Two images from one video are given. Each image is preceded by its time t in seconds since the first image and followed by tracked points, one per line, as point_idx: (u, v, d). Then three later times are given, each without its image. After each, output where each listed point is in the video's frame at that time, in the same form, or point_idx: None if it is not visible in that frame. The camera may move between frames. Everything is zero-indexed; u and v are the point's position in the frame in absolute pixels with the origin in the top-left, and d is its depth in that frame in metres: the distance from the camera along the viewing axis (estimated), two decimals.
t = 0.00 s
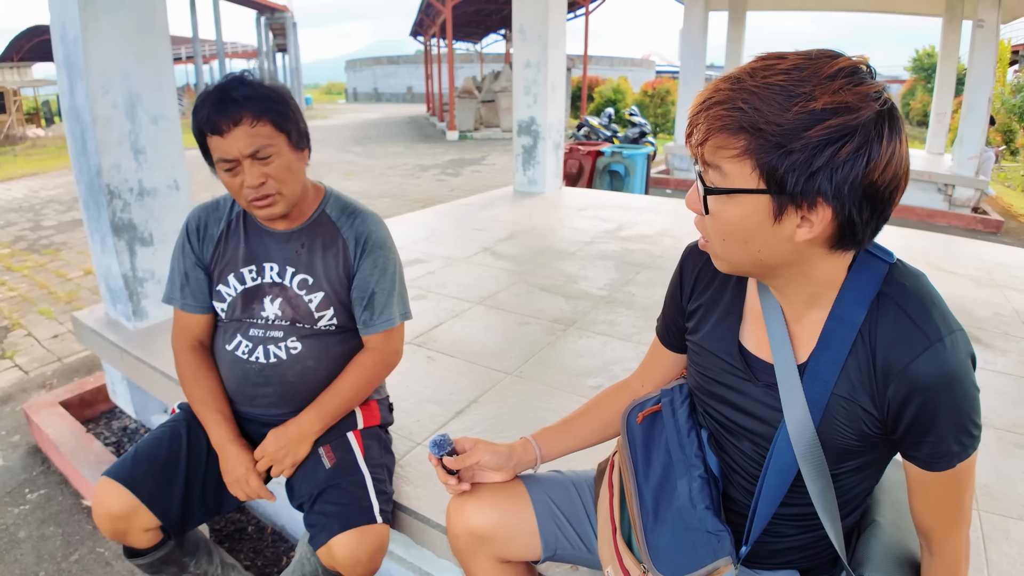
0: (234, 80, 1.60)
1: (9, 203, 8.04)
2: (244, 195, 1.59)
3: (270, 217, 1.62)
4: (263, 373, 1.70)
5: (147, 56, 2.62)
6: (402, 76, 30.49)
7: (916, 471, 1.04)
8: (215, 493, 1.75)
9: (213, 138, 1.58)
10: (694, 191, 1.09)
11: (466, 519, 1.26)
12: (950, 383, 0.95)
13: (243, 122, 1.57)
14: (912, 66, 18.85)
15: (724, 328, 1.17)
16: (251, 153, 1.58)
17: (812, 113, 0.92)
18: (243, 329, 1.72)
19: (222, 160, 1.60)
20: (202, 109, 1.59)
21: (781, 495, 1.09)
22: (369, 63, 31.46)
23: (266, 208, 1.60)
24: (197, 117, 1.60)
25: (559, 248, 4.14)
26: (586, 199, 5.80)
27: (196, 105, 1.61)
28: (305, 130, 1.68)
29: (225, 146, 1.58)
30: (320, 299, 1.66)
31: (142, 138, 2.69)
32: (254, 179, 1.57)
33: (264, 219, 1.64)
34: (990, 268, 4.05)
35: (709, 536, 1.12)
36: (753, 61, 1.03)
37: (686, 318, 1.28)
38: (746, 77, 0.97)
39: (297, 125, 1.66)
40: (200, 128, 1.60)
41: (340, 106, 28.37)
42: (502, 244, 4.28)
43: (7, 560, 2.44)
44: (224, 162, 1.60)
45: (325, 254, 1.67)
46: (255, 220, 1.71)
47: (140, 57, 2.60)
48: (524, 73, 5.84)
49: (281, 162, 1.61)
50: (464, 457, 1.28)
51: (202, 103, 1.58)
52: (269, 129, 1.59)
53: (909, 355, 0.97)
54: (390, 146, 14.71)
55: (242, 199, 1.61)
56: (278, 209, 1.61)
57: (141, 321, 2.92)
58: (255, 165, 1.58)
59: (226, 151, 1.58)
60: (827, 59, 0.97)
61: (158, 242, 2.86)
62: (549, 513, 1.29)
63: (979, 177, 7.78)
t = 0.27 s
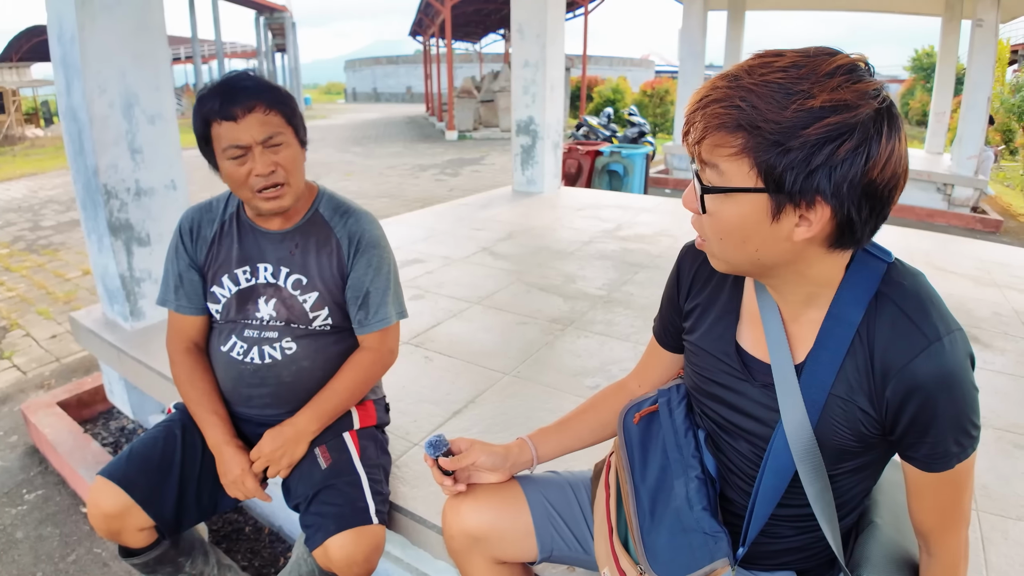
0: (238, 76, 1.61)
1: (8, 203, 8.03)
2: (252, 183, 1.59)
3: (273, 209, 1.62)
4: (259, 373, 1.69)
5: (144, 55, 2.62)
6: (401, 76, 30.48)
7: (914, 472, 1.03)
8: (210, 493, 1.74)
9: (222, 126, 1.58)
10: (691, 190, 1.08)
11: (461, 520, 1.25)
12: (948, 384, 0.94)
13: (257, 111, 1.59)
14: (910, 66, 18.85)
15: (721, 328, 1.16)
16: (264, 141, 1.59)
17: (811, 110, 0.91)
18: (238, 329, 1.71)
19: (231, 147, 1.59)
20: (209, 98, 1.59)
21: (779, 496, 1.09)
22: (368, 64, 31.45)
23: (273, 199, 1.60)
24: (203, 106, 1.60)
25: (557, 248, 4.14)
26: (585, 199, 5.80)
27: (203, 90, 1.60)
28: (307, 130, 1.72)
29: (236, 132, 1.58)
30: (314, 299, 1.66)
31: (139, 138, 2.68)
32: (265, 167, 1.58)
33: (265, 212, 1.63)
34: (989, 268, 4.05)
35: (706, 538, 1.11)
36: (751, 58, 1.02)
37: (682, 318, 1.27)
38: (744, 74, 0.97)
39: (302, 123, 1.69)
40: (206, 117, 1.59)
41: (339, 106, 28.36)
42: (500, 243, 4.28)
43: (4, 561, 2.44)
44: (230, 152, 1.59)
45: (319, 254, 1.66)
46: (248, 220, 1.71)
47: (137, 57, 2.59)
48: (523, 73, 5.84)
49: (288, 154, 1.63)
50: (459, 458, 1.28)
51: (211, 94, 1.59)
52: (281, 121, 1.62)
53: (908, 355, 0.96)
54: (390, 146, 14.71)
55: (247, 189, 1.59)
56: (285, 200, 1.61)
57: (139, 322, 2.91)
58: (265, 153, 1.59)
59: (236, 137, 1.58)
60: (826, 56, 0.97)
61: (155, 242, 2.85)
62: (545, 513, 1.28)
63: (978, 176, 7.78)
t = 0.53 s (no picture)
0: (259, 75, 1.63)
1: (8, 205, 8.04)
2: (276, 180, 1.60)
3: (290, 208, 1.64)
4: (255, 374, 1.70)
5: (143, 57, 2.63)
6: (401, 77, 30.53)
7: (905, 471, 1.04)
8: (207, 493, 1.75)
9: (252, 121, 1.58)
10: (681, 191, 1.09)
11: (455, 519, 1.26)
12: (938, 383, 0.95)
13: (288, 112, 1.62)
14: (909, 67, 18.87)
15: (713, 328, 1.17)
16: (294, 141, 1.63)
17: (800, 112, 0.92)
18: (233, 331, 1.72)
19: (260, 142, 1.58)
20: (238, 93, 1.58)
21: (770, 496, 1.10)
22: (368, 65, 31.49)
23: (291, 197, 1.63)
24: (231, 99, 1.58)
25: (554, 248, 4.15)
26: (583, 200, 5.81)
27: (233, 83, 1.59)
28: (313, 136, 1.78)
29: (269, 129, 1.59)
30: (309, 299, 1.67)
31: (138, 139, 2.70)
32: (292, 166, 1.62)
33: (279, 210, 1.64)
34: (984, 268, 4.06)
35: (698, 537, 1.12)
36: (740, 60, 1.04)
37: (675, 318, 1.28)
38: (733, 76, 0.98)
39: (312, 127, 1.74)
40: (233, 110, 1.58)
41: (339, 107, 28.41)
42: (498, 244, 4.29)
43: (4, 561, 2.45)
44: (254, 147, 1.59)
45: (313, 255, 1.67)
46: (242, 222, 1.72)
47: (136, 58, 2.61)
48: (521, 74, 5.86)
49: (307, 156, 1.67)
50: (454, 458, 1.28)
51: (239, 89, 1.59)
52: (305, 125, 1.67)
53: (897, 355, 0.97)
54: (389, 147, 14.73)
55: (268, 185, 1.60)
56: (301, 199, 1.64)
57: (138, 322, 2.93)
58: (293, 154, 1.63)
59: (269, 134, 1.59)
60: (815, 58, 0.98)
61: (153, 242, 2.86)
62: (539, 512, 1.29)
63: (975, 177, 7.79)
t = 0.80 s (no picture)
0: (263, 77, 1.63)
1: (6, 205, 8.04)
2: (283, 183, 1.60)
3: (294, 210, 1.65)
4: (255, 373, 1.71)
5: (142, 57, 2.63)
6: (400, 77, 30.53)
7: (902, 470, 1.05)
8: (207, 493, 1.76)
9: (259, 124, 1.58)
10: (678, 191, 1.10)
11: (455, 518, 1.27)
12: (934, 382, 0.96)
13: (295, 115, 1.63)
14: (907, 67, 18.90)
15: (711, 328, 1.18)
16: (299, 144, 1.64)
17: (796, 112, 0.93)
18: (233, 330, 1.72)
19: (266, 145, 1.59)
20: (245, 96, 1.59)
21: (768, 494, 1.10)
22: (367, 65, 31.50)
23: (296, 200, 1.63)
24: (238, 101, 1.59)
25: (553, 248, 4.16)
26: (581, 200, 5.82)
27: (240, 86, 1.59)
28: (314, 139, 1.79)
29: (277, 132, 1.59)
30: (309, 299, 1.67)
31: (137, 139, 2.70)
32: (299, 169, 1.62)
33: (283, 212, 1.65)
34: (982, 268, 4.07)
35: (696, 536, 1.12)
36: (737, 61, 1.04)
37: (673, 318, 1.29)
38: (729, 77, 0.98)
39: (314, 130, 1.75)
40: (240, 113, 1.58)
41: (338, 108, 28.42)
42: (497, 244, 4.30)
43: (3, 561, 2.45)
44: (261, 150, 1.59)
45: (314, 255, 1.68)
46: (243, 222, 1.72)
47: (135, 59, 2.61)
48: (520, 74, 5.86)
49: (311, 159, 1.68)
50: (453, 457, 1.29)
51: (245, 92, 1.59)
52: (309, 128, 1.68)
53: (894, 354, 0.98)
54: (388, 147, 14.74)
55: (274, 187, 1.60)
56: (306, 202, 1.65)
57: (137, 322, 2.93)
58: (299, 156, 1.63)
59: (276, 137, 1.59)
60: (811, 59, 0.98)
61: (153, 242, 2.87)
62: (538, 511, 1.29)
63: (973, 177, 7.81)
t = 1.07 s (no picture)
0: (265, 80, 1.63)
1: (6, 205, 8.04)
2: (283, 187, 1.60)
3: (295, 213, 1.65)
4: (256, 373, 1.71)
5: (142, 58, 2.64)
6: (399, 77, 30.53)
7: (900, 470, 1.06)
8: (208, 492, 1.76)
9: (260, 128, 1.58)
10: (677, 193, 1.10)
11: (455, 518, 1.27)
12: (931, 382, 0.96)
13: (296, 119, 1.63)
14: (906, 67, 18.91)
15: (710, 328, 1.18)
16: (301, 148, 1.64)
17: (794, 115, 0.93)
18: (235, 331, 1.73)
19: (267, 149, 1.59)
20: (247, 99, 1.60)
21: (766, 494, 1.11)
22: (366, 65, 31.51)
23: (297, 204, 1.64)
24: (240, 105, 1.59)
25: (553, 249, 4.16)
26: (581, 200, 5.82)
27: (243, 89, 1.60)
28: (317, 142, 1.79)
29: (278, 136, 1.60)
30: (310, 301, 1.68)
31: (137, 140, 2.70)
32: (300, 172, 1.62)
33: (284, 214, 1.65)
34: (981, 268, 4.08)
35: (696, 535, 1.12)
36: (736, 63, 1.05)
37: (672, 319, 1.29)
38: (728, 80, 0.99)
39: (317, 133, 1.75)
40: (242, 117, 1.59)
41: (337, 108, 28.41)
42: (496, 244, 4.30)
43: (3, 561, 2.45)
44: (261, 154, 1.59)
45: (315, 256, 1.68)
46: (245, 223, 1.72)
47: (135, 60, 2.62)
48: (519, 74, 5.87)
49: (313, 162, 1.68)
50: (453, 457, 1.30)
51: (247, 95, 1.60)
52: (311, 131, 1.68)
53: (891, 355, 0.98)
54: (387, 147, 14.73)
55: (275, 191, 1.60)
56: (307, 205, 1.65)
57: (137, 323, 2.93)
58: (300, 160, 1.63)
59: (277, 140, 1.60)
60: (809, 61, 0.99)
61: (153, 243, 2.87)
62: (538, 511, 1.30)
63: (972, 177, 7.82)
